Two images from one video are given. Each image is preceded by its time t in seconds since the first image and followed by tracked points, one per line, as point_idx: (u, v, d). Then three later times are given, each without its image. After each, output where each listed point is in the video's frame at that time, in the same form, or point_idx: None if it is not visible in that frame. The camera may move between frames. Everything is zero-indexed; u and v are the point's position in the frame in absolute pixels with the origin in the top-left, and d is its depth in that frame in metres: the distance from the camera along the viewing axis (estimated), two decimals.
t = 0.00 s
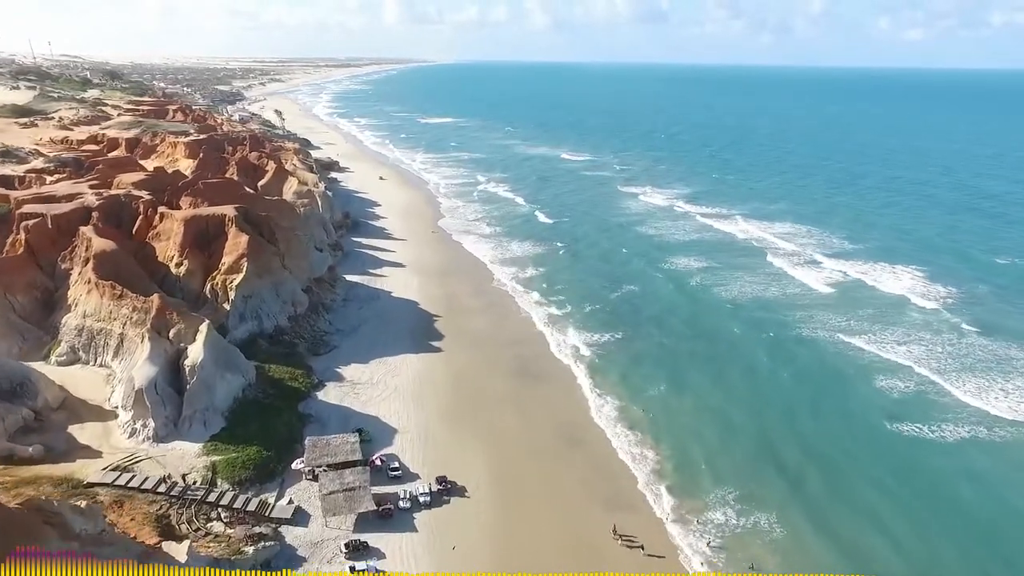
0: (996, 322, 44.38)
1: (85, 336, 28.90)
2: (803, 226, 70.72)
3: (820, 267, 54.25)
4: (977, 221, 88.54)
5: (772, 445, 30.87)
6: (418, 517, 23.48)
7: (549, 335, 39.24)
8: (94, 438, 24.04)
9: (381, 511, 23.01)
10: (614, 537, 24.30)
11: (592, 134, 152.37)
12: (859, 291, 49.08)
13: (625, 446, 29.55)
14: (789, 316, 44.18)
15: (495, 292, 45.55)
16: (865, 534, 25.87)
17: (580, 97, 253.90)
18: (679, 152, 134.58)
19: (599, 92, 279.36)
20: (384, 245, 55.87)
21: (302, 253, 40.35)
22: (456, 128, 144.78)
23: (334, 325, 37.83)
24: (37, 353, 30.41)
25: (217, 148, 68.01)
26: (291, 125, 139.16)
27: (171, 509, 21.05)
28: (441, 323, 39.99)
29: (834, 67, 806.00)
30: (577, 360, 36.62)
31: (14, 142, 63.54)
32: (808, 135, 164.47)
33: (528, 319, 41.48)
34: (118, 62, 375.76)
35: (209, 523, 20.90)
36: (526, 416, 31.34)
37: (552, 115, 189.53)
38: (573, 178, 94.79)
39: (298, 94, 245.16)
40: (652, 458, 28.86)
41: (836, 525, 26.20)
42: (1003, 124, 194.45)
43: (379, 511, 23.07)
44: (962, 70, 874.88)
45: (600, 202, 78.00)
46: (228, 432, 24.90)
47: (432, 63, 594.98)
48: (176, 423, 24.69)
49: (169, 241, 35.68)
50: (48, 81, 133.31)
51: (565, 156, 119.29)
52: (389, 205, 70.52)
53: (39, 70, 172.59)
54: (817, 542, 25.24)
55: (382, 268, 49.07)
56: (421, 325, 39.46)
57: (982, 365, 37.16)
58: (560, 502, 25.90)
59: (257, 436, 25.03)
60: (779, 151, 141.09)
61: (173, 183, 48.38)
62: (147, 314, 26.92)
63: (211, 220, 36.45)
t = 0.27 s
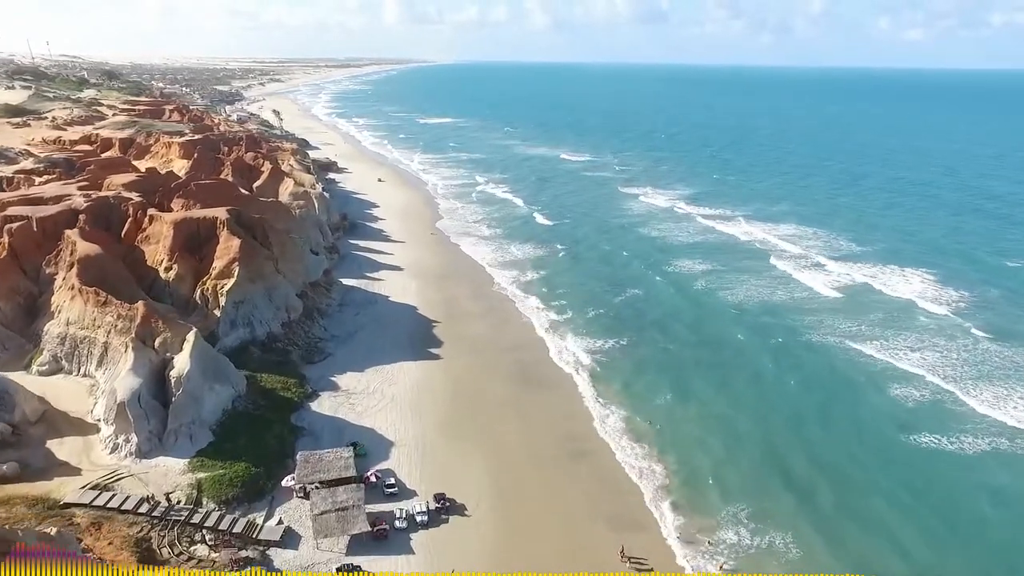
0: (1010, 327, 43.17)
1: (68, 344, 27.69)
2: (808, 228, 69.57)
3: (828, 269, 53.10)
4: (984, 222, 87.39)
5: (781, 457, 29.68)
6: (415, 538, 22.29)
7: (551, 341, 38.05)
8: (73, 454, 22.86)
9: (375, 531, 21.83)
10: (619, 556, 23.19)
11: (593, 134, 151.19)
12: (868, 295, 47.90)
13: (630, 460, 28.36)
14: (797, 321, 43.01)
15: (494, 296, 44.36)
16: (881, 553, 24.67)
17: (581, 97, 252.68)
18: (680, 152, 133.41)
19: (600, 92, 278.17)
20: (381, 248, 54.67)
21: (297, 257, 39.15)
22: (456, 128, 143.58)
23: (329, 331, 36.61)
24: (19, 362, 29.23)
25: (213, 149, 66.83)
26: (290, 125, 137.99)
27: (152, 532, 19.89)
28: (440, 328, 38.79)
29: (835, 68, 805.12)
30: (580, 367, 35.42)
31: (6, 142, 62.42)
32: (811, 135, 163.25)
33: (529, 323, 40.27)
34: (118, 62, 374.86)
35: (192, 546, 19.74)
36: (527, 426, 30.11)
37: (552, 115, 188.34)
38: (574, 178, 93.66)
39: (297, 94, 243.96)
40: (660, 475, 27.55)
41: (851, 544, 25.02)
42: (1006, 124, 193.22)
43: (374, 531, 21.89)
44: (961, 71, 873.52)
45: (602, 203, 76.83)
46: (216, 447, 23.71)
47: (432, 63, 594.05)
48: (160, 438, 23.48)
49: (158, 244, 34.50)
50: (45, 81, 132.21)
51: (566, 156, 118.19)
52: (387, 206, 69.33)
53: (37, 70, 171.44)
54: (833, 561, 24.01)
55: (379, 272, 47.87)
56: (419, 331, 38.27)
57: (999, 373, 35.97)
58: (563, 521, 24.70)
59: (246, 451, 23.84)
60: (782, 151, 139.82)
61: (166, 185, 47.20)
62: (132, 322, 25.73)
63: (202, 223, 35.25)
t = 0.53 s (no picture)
0: None
1: (50, 354, 26.49)
2: (815, 230, 68.37)
3: (837, 272, 51.88)
4: (991, 224, 86.12)
5: (791, 471, 28.50)
6: (412, 561, 21.07)
7: (553, 349, 36.87)
8: (50, 472, 21.67)
9: (369, 555, 20.58)
10: None
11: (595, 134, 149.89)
12: (879, 299, 46.63)
13: (637, 475, 27.13)
14: (807, 327, 41.77)
15: (494, 301, 43.19)
16: None
17: (583, 97, 251.46)
18: (683, 153, 132.19)
19: (601, 94, 277.56)
20: (380, 250, 53.47)
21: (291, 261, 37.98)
22: (456, 128, 142.34)
23: (324, 338, 35.43)
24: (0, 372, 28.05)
25: (209, 149, 65.67)
26: (289, 125, 136.87)
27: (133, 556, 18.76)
28: (438, 335, 37.60)
29: (836, 69, 804.08)
30: (583, 376, 34.26)
31: None
32: (814, 136, 161.95)
33: (528, 330, 39.11)
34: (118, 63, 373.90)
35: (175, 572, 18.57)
36: (527, 438, 28.94)
37: (553, 115, 187.19)
38: (576, 179, 92.49)
39: (297, 94, 242.84)
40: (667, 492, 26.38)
41: (869, 566, 23.81)
42: (1010, 125, 191.92)
43: (368, 554, 20.63)
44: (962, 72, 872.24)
45: (604, 205, 75.65)
46: (202, 463, 22.54)
47: (431, 64, 593.19)
48: (144, 454, 22.28)
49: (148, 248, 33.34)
50: (41, 81, 131.03)
51: (568, 157, 117.01)
52: (386, 208, 68.14)
53: (35, 70, 170.34)
54: None
55: (377, 275, 46.68)
56: (417, 338, 37.09)
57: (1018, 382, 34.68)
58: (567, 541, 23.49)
59: (234, 467, 22.67)
60: (786, 152, 138.49)
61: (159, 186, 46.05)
62: (116, 331, 24.56)
63: (193, 226, 34.04)
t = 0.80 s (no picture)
0: None
1: (29, 364, 25.27)
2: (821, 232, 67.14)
3: (846, 275, 50.61)
4: (999, 225, 84.84)
5: (804, 486, 27.20)
6: None
7: (555, 356, 35.61)
8: (25, 491, 20.49)
9: None
10: None
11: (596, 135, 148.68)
12: (892, 303, 45.37)
13: (645, 491, 25.84)
14: (817, 333, 40.52)
15: (493, 306, 41.92)
16: None
17: (584, 98, 250.30)
18: (686, 153, 130.97)
19: (601, 94, 276.37)
20: (378, 253, 52.21)
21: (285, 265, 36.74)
22: (457, 128, 141.13)
23: (318, 345, 34.19)
24: None
25: (205, 150, 64.45)
26: (288, 126, 135.70)
27: None
28: (437, 342, 36.34)
29: (836, 69, 802.79)
30: (586, 385, 33.01)
31: None
32: (817, 137, 160.69)
33: (528, 336, 37.86)
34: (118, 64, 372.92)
35: None
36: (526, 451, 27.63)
37: (554, 116, 186.03)
38: (578, 180, 91.27)
39: (296, 94, 241.65)
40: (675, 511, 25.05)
41: None
42: (1014, 125, 190.66)
43: None
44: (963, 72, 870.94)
45: (607, 206, 74.43)
46: (187, 481, 21.35)
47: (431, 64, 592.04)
48: (125, 471, 21.09)
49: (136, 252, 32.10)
50: (38, 80, 129.77)
51: (569, 157, 115.79)
52: (385, 209, 66.93)
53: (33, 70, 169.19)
54: None
55: (375, 279, 45.41)
56: (416, 345, 35.84)
57: None
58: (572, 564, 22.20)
59: (220, 485, 21.44)
60: (789, 153, 137.26)
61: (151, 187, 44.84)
62: (98, 341, 23.33)
63: (183, 230, 32.81)
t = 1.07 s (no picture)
0: None
1: (7, 375, 24.04)
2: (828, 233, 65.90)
3: (855, 279, 49.36)
4: (1007, 227, 83.48)
5: (818, 504, 25.98)
6: None
7: (559, 365, 34.32)
8: None
9: None
10: None
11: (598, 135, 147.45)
12: (904, 308, 44.08)
13: (654, 511, 24.57)
14: (829, 340, 39.23)
15: (493, 311, 40.68)
16: None
17: (585, 99, 249.09)
18: (688, 154, 129.72)
19: (602, 94, 275.17)
20: (376, 256, 50.89)
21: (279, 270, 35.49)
22: (457, 129, 139.91)
23: (313, 353, 32.88)
24: None
25: (200, 150, 63.19)
26: (286, 126, 134.47)
27: None
28: (435, 349, 35.09)
29: (837, 69, 801.65)
30: (590, 396, 31.72)
31: None
32: (820, 137, 159.41)
33: (527, 343, 36.61)
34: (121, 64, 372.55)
35: None
36: (524, 466, 26.43)
37: (554, 116, 184.76)
38: (579, 181, 90.03)
39: (296, 94, 240.39)
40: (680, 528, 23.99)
41: None
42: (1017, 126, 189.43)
43: None
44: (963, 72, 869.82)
45: (609, 207, 73.16)
46: (169, 502, 20.15)
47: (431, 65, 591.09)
48: (103, 492, 19.90)
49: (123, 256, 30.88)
50: (34, 80, 128.53)
51: (570, 158, 114.54)
52: (384, 211, 65.67)
53: (30, 70, 167.95)
54: None
55: (373, 283, 44.12)
56: (414, 353, 34.58)
57: None
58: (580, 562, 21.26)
59: (206, 507, 20.25)
60: (792, 153, 136.04)
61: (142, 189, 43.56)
62: (76, 352, 22.09)
63: (172, 234, 31.56)
